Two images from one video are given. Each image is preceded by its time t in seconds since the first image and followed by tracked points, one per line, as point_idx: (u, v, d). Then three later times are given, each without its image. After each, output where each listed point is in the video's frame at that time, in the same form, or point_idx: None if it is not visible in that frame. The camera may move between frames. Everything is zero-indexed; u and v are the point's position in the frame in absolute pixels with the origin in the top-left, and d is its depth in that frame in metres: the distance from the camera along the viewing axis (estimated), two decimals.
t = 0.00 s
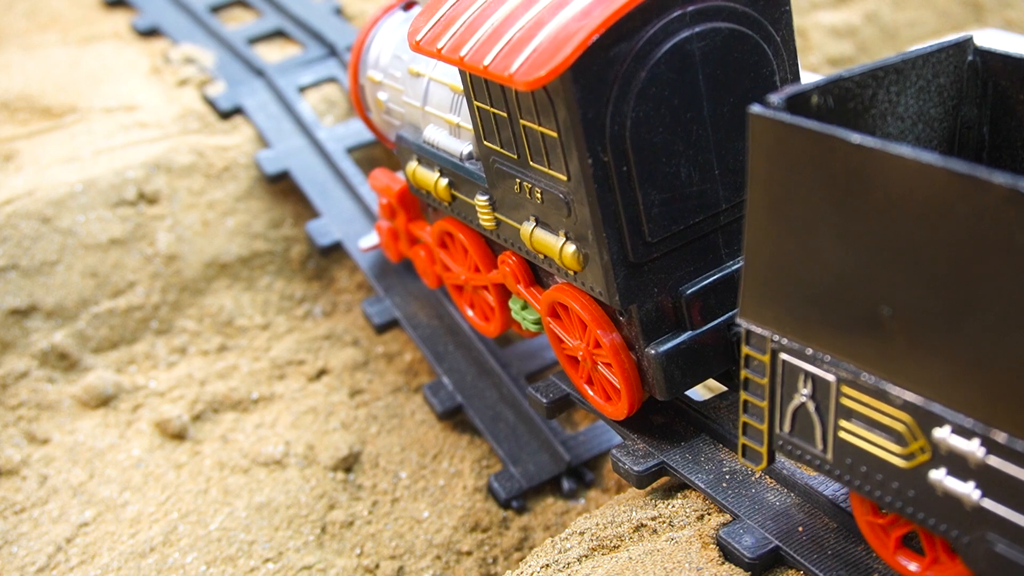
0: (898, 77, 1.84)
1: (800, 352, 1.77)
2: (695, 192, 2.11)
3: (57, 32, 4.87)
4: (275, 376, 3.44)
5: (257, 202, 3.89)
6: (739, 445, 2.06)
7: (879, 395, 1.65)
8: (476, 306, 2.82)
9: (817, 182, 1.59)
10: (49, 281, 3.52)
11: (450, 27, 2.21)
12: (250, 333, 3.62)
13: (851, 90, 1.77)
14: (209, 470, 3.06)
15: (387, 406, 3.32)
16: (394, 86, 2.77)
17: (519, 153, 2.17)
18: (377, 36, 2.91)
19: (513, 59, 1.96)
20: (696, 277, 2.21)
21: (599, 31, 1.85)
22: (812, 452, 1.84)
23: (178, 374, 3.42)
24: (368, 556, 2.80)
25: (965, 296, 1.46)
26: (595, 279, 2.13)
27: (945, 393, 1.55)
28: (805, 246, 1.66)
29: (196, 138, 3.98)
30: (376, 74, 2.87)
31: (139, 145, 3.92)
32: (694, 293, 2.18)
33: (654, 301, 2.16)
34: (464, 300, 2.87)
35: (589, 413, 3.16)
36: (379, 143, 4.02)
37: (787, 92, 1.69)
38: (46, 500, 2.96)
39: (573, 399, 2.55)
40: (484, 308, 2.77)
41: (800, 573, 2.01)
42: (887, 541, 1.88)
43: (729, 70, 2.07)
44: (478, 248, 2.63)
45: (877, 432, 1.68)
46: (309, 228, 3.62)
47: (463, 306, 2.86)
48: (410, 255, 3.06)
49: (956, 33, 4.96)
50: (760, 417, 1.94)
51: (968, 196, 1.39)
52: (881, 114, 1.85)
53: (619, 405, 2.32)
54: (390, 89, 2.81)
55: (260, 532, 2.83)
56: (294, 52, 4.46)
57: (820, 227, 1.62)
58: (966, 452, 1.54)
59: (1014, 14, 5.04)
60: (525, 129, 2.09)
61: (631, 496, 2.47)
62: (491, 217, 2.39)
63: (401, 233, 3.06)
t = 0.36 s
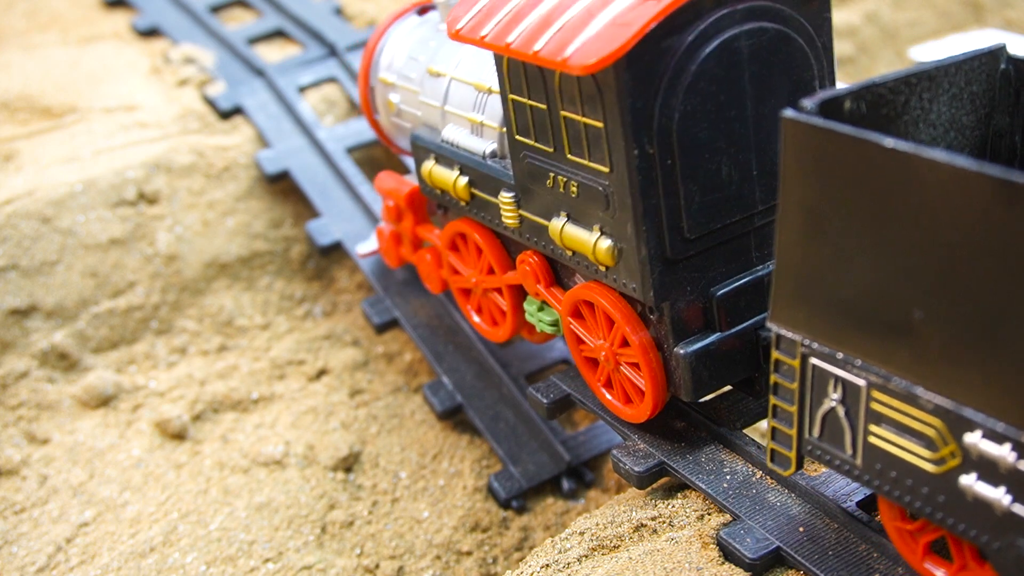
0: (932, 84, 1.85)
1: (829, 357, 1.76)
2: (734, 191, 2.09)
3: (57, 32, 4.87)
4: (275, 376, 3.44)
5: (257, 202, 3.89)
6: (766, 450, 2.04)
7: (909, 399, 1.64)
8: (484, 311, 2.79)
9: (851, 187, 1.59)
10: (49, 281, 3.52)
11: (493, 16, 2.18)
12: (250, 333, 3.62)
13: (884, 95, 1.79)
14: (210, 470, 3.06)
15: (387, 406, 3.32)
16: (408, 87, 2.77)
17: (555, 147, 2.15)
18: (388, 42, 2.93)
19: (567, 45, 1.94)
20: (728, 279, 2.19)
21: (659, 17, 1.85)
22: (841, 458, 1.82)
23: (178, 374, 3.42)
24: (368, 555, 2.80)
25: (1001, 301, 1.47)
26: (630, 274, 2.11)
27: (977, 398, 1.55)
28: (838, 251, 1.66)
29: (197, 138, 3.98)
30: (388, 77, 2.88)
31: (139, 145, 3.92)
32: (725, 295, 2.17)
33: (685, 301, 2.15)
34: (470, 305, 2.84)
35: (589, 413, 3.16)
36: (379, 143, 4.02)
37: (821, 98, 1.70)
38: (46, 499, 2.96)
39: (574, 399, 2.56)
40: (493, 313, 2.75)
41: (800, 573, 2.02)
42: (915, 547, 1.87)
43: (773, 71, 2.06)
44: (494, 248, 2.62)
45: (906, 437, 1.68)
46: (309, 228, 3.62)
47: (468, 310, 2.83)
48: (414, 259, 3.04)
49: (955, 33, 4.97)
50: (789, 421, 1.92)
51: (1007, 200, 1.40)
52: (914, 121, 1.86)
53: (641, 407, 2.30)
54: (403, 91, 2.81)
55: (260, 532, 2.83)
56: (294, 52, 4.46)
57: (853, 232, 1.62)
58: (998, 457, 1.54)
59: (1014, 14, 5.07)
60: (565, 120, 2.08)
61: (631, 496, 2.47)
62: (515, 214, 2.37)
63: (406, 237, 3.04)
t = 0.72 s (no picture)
0: (934, 87, 1.83)
1: (829, 358, 1.76)
2: (737, 196, 2.09)
3: (57, 32, 4.87)
4: (275, 376, 3.44)
5: (257, 202, 3.89)
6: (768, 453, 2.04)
7: (908, 401, 1.64)
8: (485, 315, 2.79)
9: (849, 188, 1.58)
10: (49, 281, 3.52)
11: (496, 19, 2.17)
12: (250, 333, 3.62)
13: (885, 98, 1.77)
14: (210, 470, 3.06)
15: (387, 406, 3.32)
16: (410, 89, 2.77)
17: (558, 150, 2.14)
18: (390, 44, 2.93)
19: (570, 49, 1.94)
20: (731, 283, 2.20)
21: (663, 23, 1.85)
22: (841, 460, 1.83)
23: (178, 374, 3.42)
24: (368, 555, 2.80)
25: (999, 302, 1.46)
26: (632, 279, 2.11)
27: (976, 398, 1.54)
28: (837, 252, 1.65)
29: (196, 138, 3.98)
30: (390, 79, 2.88)
31: (139, 145, 3.92)
32: (728, 299, 2.17)
33: (688, 305, 2.15)
34: (471, 308, 2.84)
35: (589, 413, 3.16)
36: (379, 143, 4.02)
37: (820, 99, 1.68)
38: (46, 499, 2.96)
39: (575, 403, 2.56)
40: (494, 317, 2.74)
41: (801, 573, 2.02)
42: (916, 550, 1.86)
43: (777, 76, 2.05)
44: (496, 252, 2.61)
45: (906, 439, 1.68)
46: (309, 228, 3.62)
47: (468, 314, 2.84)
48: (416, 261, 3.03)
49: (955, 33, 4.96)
50: (790, 425, 1.92)
51: (1005, 202, 1.39)
52: (915, 124, 1.84)
53: (643, 411, 2.30)
54: (405, 92, 2.81)
55: (260, 532, 2.83)
56: (294, 52, 4.46)
57: (852, 233, 1.61)
58: (996, 459, 1.54)
59: (1014, 14, 5.01)
60: (569, 125, 2.06)
61: (631, 496, 2.46)
62: (517, 218, 2.36)
63: (408, 240, 3.04)
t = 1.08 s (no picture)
0: (948, 82, 1.83)
1: (839, 356, 1.75)
2: (743, 192, 2.09)
3: (57, 32, 4.87)
4: (275, 376, 3.44)
5: (257, 202, 3.89)
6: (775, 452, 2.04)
7: (920, 400, 1.64)
8: (489, 319, 2.78)
9: (863, 184, 1.58)
10: (49, 281, 3.52)
11: (498, 17, 2.17)
12: (250, 333, 3.62)
13: (899, 93, 1.76)
14: (210, 470, 3.06)
15: (387, 406, 3.32)
16: (412, 92, 2.76)
17: (562, 148, 2.14)
18: (391, 49, 2.93)
19: (573, 45, 1.94)
20: (736, 281, 2.20)
21: (665, 17, 1.85)
22: (850, 459, 1.82)
23: (178, 374, 3.42)
24: (368, 555, 2.80)
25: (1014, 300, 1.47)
26: (638, 277, 2.10)
27: (988, 397, 1.55)
28: (850, 249, 1.65)
29: (196, 138, 3.98)
30: (391, 83, 2.88)
31: (139, 145, 3.92)
32: (734, 297, 2.17)
33: (695, 303, 2.15)
34: (476, 312, 2.84)
35: (589, 413, 3.16)
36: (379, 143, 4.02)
37: (834, 94, 1.68)
38: (46, 499, 2.96)
39: (576, 399, 2.56)
40: (498, 319, 2.73)
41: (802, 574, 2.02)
42: (924, 551, 1.86)
43: (781, 70, 2.06)
44: (500, 253, 2.60)
45: (917, 439, 1.67)
46: (309, 228, 3.62)
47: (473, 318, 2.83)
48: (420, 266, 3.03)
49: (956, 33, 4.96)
50: (797, 422, 1.91)
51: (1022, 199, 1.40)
52: (929, 119, 1.84)
53: (649, 412, 2.29)
54: (407, 97, 2.81)
55: (260, 532, 2.83)
56: (294, 52, 4.46)
57: (867, 230, 1.61)
58: (1009, 459, 1.54)
59: (1014, 14, 5.02)
60: (572, 122, 2.07)
61: (631, 496, 2.46)
62: (521, 219, 2.36)
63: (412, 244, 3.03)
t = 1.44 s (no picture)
0: (972, 87, 1.82)
1: (861, 362, 1.72)
2: (757, 195, 2.07)
3: (57, 32, 4.87)
4: (275, 376, 3.44)
5: (257, 202, 3.89)
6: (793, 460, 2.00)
7: (944, 409, 1.61)
8: (499, 328, 2.76)
9: (889, 188, 1.55)
10: (49, 281, 3.52)
11: (510, 20, 2.16)
12: (250, 333, 3.62)
13: (924, 97, 1.76)
14: (210, 470, 3.06)
15: (387, 406, 3.32)
16: (420, 101, 2.76)
17: (574, 152, 2.12)
18: (398, 58, 2.91)
19: (586, 46, 1.92)
20: (751, 286, 2.18)
21: (679, 18, 1.83)
22: (870, 467, 1.79)
23: (178, 374, 3.42)
24: (368, 555, 2.80)
25: None
26: (652, 282, 2.08)
27: (1014, 407, 1.52)
28: (875, 254, 1.62)
29: (196, 138, 3.98)
30: (400, 92, 2.86)
31: (139, 145, 3.92)
32: (749, 302, 2.15)
33: (710, 308, 2.12)
34: (485, 321, 2.81)
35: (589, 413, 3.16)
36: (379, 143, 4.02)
37: (859, 97, 1.65)
38: (46, 499, 2.96)
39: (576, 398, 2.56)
40: (509, 327, 2.71)
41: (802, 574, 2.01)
42: (943, 560, 1.86)
43: (796, 72, 2.05)
44: (509, 261, 2.58)
45: (939, 448, 1.64)
46: (309, 228, 3.62)
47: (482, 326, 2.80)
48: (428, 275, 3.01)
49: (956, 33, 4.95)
50: (817, 429, 1.88)
51: None
52: (953, 123, 1.83)
53: (664, 419, 2.26)
54: (415, 105, 2.80)
55: (260, 532, 2.83)
56: (294, 52, 4.46)
57: (893, 234, 1.58)
58: None
59: (1014, 14, 5.01)
60: (585, 125, 2.05)
61: (631, 496, 2.46)
62: (532, 224, 2.34)
63: (421, 254, 3.01)
